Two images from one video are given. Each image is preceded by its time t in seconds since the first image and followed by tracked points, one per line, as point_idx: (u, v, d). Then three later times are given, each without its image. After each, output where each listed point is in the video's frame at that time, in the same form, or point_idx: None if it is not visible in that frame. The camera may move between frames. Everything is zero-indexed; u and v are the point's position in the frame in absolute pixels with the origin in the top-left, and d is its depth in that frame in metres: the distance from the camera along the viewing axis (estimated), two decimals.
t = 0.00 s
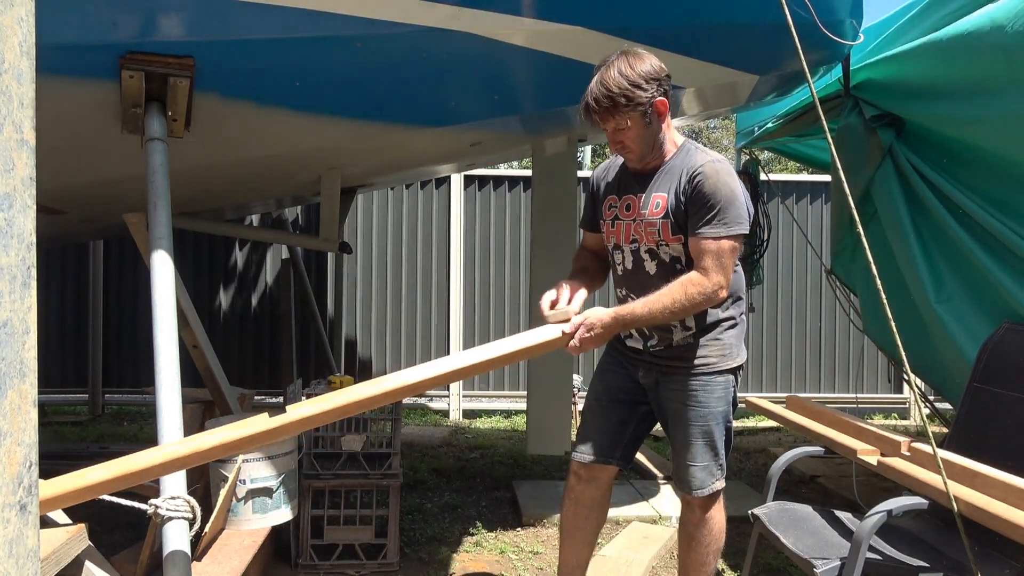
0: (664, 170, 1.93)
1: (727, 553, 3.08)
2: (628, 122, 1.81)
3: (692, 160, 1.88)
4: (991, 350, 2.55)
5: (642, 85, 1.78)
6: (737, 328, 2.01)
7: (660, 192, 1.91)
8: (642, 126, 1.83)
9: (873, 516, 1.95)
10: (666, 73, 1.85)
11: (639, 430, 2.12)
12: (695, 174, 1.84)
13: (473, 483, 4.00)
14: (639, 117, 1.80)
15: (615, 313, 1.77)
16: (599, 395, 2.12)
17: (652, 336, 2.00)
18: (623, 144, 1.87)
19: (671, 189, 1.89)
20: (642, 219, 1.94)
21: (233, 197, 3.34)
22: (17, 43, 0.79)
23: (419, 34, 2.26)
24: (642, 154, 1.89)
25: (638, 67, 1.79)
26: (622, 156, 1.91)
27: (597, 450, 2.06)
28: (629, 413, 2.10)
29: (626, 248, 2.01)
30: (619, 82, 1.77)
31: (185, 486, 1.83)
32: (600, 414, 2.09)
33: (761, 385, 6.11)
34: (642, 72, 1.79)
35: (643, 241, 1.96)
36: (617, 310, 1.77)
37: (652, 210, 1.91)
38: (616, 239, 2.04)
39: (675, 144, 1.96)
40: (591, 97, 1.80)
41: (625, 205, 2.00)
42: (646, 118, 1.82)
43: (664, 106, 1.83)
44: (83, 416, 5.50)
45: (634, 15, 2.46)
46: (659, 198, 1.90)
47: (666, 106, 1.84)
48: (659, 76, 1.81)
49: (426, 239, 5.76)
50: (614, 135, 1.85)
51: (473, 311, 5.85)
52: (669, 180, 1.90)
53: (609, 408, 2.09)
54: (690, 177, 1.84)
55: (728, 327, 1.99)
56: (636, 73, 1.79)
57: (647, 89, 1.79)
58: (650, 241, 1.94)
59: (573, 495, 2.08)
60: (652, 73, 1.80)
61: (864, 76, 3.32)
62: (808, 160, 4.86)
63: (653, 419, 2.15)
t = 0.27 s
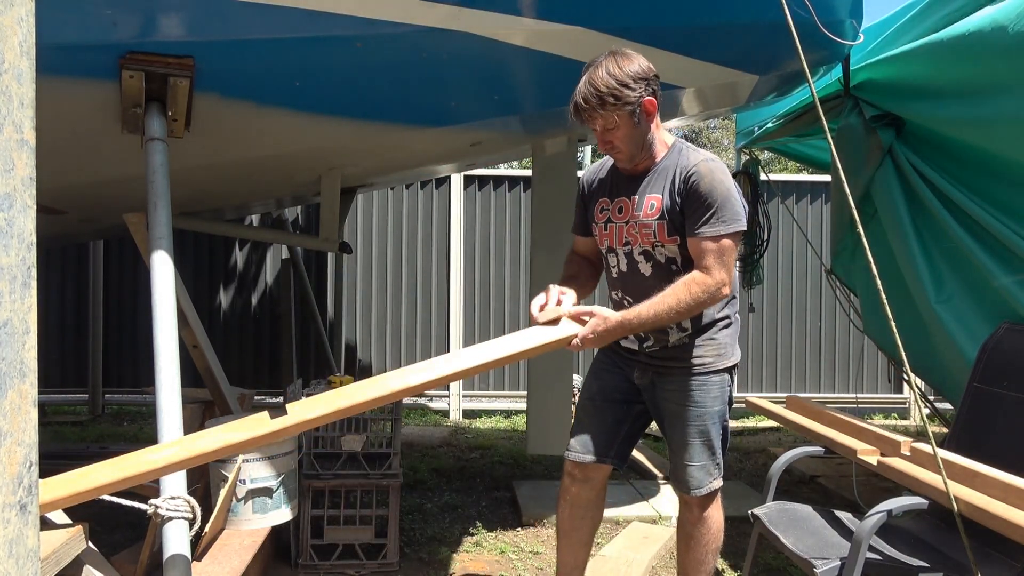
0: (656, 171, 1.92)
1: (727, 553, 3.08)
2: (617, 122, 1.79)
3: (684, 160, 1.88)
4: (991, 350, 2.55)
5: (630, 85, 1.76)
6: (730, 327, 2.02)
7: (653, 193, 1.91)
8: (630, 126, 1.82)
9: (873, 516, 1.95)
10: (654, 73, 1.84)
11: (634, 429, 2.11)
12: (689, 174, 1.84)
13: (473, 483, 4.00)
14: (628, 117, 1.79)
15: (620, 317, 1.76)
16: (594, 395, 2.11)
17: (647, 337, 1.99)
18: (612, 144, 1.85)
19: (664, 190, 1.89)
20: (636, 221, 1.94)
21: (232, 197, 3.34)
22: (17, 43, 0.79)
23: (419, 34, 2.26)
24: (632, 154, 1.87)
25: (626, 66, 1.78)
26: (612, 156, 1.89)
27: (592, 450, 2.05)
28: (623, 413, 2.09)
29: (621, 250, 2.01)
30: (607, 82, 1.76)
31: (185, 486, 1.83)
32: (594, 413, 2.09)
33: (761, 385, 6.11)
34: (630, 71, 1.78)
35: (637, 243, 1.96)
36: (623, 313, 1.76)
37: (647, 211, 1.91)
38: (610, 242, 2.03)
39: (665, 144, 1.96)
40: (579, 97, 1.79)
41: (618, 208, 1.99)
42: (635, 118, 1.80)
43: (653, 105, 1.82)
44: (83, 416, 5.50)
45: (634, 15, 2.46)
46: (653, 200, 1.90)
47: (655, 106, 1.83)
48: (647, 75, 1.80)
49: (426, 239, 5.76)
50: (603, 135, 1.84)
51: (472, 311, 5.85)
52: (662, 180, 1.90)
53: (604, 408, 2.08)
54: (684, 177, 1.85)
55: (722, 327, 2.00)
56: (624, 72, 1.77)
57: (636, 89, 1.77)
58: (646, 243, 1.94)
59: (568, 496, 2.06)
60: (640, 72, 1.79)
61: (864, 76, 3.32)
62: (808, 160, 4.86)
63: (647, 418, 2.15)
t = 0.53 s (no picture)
0: (652, 170, 1.92)
1: (727, 553, 3.08)
2: (614, 123, 1.79)
3: (680, 159, 1.89)
4: (991, 350, 2.55)
5: (627, 86, 1.77)
6: (726, 326, 2.03)
7: (650, 192, 1.91)
8: (627, 127, 1.82)
9: (873, 516, 1.95)
10: (651, 73, 1.84)
11: (628, 428, 2.12)
12: (687, 172, 1.84)
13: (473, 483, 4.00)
14: (625, 118, 1.79)
15: (620, 319, 1.76)
16: (588, 395, 2.11)
17: (643, 338, 1.99)
18: (608, 144, 1.85)
19: (662, 189, 1.89)
20: (633, 221, 1.93)
21: (232, 197, 3.34)
22: (17, 43, 0.79)
23: (419, 34, 2.26)
24: (627, 155, 1.88)
25: (622, 67, 1.79)
26: (607, 157, 1.89)
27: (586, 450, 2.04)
28: (618, 413, 2.10)
29: (617, 251, 2.01)
30: (605, 83, 1.76)
31: (185, 486, 1.83)
32: (589, 413, 2.08)
33: (761, 385, 6.11)
34: (628, 72, 1.78)
35: (634, 243, 1.96)
36: (622, 315, 1.76)
37: (645, 211, 1.91)
38: (606, 242, 2.03)
39: (660, 144, 1.96)
40: (576, 97, 1.78)
41: (613, 208, 1.99)
42: (632, 119, 1.81)
43: (649, 107, 1.82)
44: (83, 416, 5.50)
45: (634, 15, 2.46)
46: (651, 199, 1.90)
47: (652, 107, 1.83)
48: (644, 77, 1.81)
49: (426, 239, 5.75)
50: (599, 136, 1.83)
51: (473, 311, 5.85)
52: (659, 179, 1.90)
53: (599, 408, 2.08)
54: (682, 176, 1.85)
55: (718, 327, 2.00)
56: (622, 73, 1.78)
57: (633, 90, 1.78)
58: (643, 243, 1.94)
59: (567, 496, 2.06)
60: (637, 73, 1.79)
61: (864, 76, 3.32)
62: (808, 160, 4.86)
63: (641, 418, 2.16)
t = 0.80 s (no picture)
0: (643, 170, 1.93)
1: (726, 553, 3.08)
2: (605, 125, 1.78)
3: (672, 159, 1.90)
4: (991, 350, 2.55)
5: (618, 88, 1.76)
6: (715, 324, 2.04)
7: (642, 193, 1.91)
8: (617, 129, 1.81)
9: (873, 516, 1.95)
10: (640, 75, 1.84)
11: (616, 428, 2.10)
12: (679, 171, 1.86)
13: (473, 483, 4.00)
14: (616, 119, 1.78)
15: (618, 320, 1.73)
16: (577, 393, 2.09)
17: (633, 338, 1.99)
18: (598, 147, 1.84)
19: (654, 190, 1.90)
20: (626, 222, 1.93)
21: (232, 197, 3.34)
22: (17, 43, 0.79)
23: (419, 34, 2.26)
24: (617, 157, 1.87)
25: (613, 68, 1.78)
26: (597, 159, 1.88)
27: (574, 450, 2.02)
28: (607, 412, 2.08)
29: (608, 251, 2.01)
30: (596, 85, 1.75)
31: (185, 486, 1.83)
32: (579, 413, 2.06)
33: (761, 385, 6.11)
34: (617, 74, 1.78)
35: (626, 243, 1.96)
36: (619, 316, 1.74)
37: (637, 212, 1.91)
38: (597, 243, 2.03)
39: (649, 145, 1.97)
40: (567, 99, 1.77)
41: (603, 208, 1.99)
42: (622, 121, 1.80)
43: (639, 108, 1.82)
44: (83, 416, 5.50)
45: (634, 15, 2.46)
46: (642, 200, 1.90)
47: (641, 109, 1.83)
48: (633, 78, 1.80)
49: (426, 239, 5.75)
50: (589, 138, 1.82)
51: (472, 311, 5.85)
52: (650, 180, 1.91)
53: (588, 406, 2.07)
54: (674, 175, 1.86)
55: (706, 326, 2.01)
56: (612, 74, 1.77)
57: (624, 91, 1.77)
58: (635, 244, 1.94)
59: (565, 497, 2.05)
60: (627, 75, 1.79)
61: (864, 76, 3.32)
62: (808, 160, 4.86)
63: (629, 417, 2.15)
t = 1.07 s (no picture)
0: (604, 164, 1.91)
1: (727, 553, 3.08)
2: (564, 120, 1.78)
3: (634, 152, 1.89)
4: (991, 350, 2.55)
5: (576, 82, 1.76)
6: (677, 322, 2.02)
7: (607, 186, 1.89)
8: (577, 124, 1.80)
9: (873, 516, 1.95)
10: (598, 68, 1.84)
11: (578, 431, 2.10)
12: (643, 163, 1.85)
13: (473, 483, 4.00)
14: (575, 114, 1.78)
15: (614, 313, 1.74)
16: (541, 396, 2.09)
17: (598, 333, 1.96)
18: (559, 142, 1.84)
19: (618, 184, 1.88)
20: (590, 215, 1.91)
21: (232, 197, 3.34)
22: (17, 43, 0.79)
23: (419, 34, 2.26)
24: (580, 152, 1.87)
25: (569, 63, 1.78)
26: (560, 155, 1.88)
27: (538, 454, 2.02)
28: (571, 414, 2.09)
29: (569, 245, 1.98)
30: (553, 80, 1.75)
31: (185, 486, 1.83)
32: (543, 416, 2.06)
33: (761, 385, 6.11)
34: (575, 68, 1.78)
35: (588, 238, 1.93)
36: (617, 309, 1.74)
37: (602, 205, 1.89)
38: (558, 237, 2.00)
39: (611, 137, 1.96)
40: (525, 96, 1.77)
41: (566, 202, 1.96)
42: (582, 116, 1.80)
43: (599, 102, 1.82)
44: (83, 416, 5.50)
45: (634, 16, 2.46)
46: (607, 193, 1.88)
47: (601, 102, 1.83)
48: (591, 72, 1.80)
49: (426, 239, 5.75)
50: (549, 133, 1.82)
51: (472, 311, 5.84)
52: (613, 174, 1.90)
53: (551, 409, 2.07)
54: (640, 168, 1.86)
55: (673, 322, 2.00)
56: (570, 68, 1.77)
57: (582, 86, 1.77)
58: (599, 238, 1.91)
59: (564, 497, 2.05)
60: (585, 69, 1.79)
61: (864, 76, 3.31)
62: (808, 160, 4.86)
63: (592, 421, 2.15)
